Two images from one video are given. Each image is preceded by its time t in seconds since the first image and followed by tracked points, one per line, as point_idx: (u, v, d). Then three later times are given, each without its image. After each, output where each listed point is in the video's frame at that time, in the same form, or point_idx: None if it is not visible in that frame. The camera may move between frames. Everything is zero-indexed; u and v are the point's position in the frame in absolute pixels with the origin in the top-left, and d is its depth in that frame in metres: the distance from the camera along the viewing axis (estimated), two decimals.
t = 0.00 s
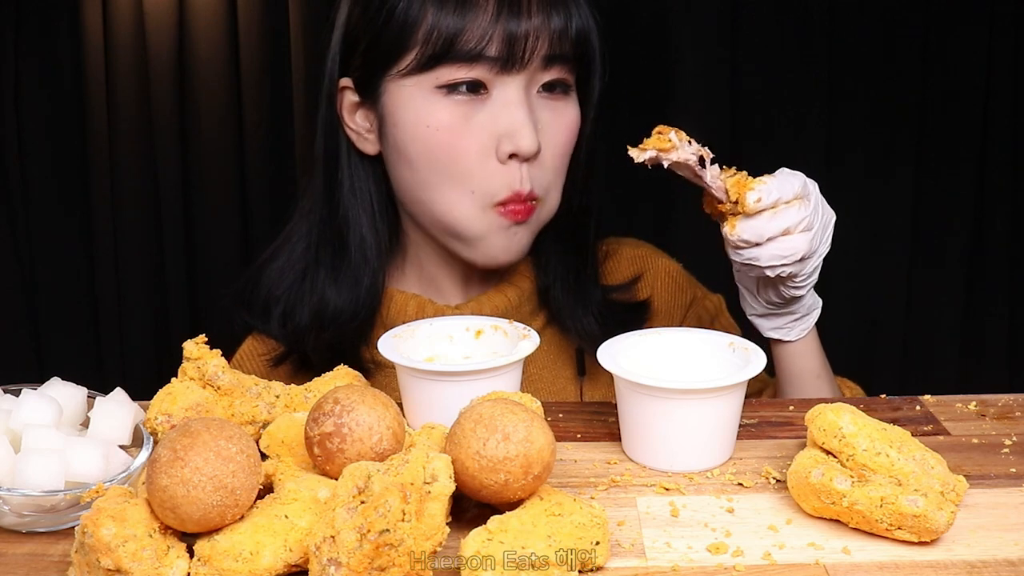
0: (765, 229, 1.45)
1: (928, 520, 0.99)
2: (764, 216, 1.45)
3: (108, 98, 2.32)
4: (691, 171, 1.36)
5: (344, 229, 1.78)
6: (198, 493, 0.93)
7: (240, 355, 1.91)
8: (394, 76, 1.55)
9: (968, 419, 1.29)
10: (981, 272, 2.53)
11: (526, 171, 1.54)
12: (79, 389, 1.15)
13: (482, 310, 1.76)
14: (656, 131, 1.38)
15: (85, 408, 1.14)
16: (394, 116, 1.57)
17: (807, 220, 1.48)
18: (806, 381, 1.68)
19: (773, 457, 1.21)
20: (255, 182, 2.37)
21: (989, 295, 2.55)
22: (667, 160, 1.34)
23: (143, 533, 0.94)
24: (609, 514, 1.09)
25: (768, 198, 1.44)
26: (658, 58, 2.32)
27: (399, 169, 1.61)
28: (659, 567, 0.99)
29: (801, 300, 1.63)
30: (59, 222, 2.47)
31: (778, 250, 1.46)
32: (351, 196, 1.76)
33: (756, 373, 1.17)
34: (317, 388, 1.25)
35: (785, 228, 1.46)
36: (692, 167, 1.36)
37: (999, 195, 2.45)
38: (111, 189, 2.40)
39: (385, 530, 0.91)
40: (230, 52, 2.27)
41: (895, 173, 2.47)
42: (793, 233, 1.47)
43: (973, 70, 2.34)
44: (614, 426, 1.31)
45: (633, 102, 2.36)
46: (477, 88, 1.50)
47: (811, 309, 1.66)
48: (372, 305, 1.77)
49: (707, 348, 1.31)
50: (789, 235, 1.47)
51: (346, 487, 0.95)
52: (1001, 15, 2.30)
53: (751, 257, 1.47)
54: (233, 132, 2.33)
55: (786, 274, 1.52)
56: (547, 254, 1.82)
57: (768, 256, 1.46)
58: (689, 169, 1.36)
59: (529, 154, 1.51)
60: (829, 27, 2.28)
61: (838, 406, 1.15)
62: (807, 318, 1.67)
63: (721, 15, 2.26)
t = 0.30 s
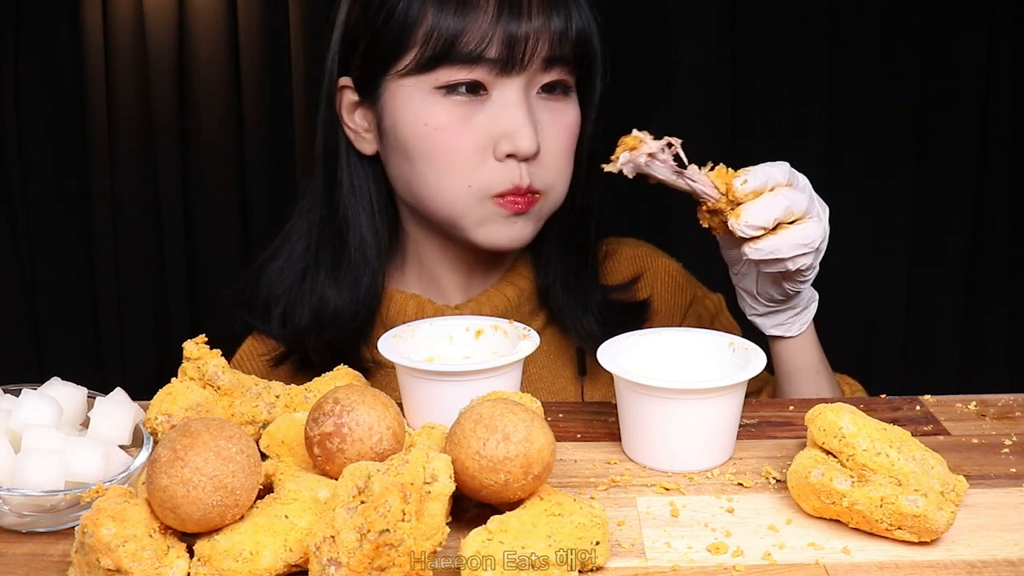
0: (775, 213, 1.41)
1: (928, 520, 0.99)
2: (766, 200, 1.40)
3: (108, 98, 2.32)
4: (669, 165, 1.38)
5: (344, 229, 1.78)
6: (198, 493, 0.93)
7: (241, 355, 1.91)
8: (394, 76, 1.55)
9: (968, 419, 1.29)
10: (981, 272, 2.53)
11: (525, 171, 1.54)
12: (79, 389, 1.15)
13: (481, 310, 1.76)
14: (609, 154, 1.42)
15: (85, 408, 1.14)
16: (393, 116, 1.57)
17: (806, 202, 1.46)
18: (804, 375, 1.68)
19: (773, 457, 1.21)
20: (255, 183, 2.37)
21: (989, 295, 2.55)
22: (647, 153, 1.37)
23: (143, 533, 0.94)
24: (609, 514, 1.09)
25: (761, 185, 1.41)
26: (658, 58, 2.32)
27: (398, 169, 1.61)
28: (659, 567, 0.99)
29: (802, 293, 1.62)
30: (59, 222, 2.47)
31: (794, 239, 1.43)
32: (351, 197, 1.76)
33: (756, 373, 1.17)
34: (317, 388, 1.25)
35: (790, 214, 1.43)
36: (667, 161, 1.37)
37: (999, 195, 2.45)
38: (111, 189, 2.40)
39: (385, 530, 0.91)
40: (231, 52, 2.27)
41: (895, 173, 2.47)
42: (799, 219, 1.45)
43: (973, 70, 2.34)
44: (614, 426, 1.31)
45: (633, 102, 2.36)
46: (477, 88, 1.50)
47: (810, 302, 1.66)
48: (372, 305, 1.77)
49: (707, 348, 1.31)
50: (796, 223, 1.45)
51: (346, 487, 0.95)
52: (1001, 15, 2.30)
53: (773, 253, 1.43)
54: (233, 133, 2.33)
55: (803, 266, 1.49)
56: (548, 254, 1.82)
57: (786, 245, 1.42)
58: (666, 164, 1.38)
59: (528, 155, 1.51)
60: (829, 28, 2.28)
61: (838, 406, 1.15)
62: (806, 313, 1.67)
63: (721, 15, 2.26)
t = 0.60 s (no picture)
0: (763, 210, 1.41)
1: (928, 520, 0.99)
2: (747, 199, 1.40)
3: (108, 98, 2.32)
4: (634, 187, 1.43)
5: (342, 229, 1.78)
6: (197, 493, 0.93)
7: (239, 355, 1.92)
8: (392, 75, 1.55)
9: (968, 419, 1.29)
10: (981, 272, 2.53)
11: (523, 170, 1.54)
12: (79, 389, 1.15)
13: (480, 310, 1.76)
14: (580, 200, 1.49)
15: (85, 408, 1.14)
16: (391, 115, 1.57)
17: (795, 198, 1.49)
18: (800, 376, 1.68)
19: (773, 457, 1.21)
20: (255, 183, 2.37)
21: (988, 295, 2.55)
22: (603, 177, 1.44)
23: (143, 533, 0.94)
24: (609, 514, 1.09)
25: (737, 186, 1.42)
26: (658, 58, 2.32)
27: (396, 168, 1.61)
28: (659, 567, 0.99)
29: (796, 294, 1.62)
30: (59, 222, 2.47)
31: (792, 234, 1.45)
32: (349, 197, 1.76)
33: (756, 373, 1.17)
34: (317, 388, 1.25)
35: (781, 208, 1.43)
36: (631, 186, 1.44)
37: (998, 195, 2.45)
38: (111, 189, 2.40)
39: (385, 530, 0.91)
40: (231, 52, 2.27)
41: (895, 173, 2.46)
42: (789, 215, 1.47)
43: (973, 70, 2.35)
44: (614, 427, 1.31)
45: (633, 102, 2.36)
46: (476, 87, 1.50)
47: (804, 302, 1.66)
48: (370, 305, 1.77)
49: (707, 348, 1.31)
50: (786, 219, 1.47)
51: (346, 487, 0.95)
52: (1001, 15, 2.31)
53: (771, 252, 1.44)
54: (233, 133, 2.33)
55: (801, 265, 1.51)
56: (547, 254, 1.82)
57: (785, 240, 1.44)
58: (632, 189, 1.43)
59: (526, 154, 1.51)
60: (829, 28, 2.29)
61: (838, 406, 1.15)
62: (802, 313, 1.66)
63: (721, 15, 2.26)
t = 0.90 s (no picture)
0: (732, 229, 1.39)
1: (928, 520, 0.99)
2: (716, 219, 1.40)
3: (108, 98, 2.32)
4: (606, 210, 1.43)
5: (341, 228, 1.78)
6: (198, 493, 0.93)
7: (239, 356, 1.91)
8: (389, 73, 1.55)
9: (968, 419, 1.29)
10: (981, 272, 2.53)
11: (522, 165, 1.54)
12: (79, 389, 1.15)
13: (480, 310, 1.76)
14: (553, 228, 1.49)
15: (84, 408, 1.14)
16: (389, 113, 1.57)
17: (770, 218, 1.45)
18: (788, 390, 1.72)
19: (773, 457, 1.21)
20: (255, 183, 2.37)
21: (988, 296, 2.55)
22: (573, 203, 1.44)
23: (144, 533, 0.94)
24: (609, 514, 1.09)
25: (708, 209, 1.41)
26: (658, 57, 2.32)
27: (395, 166, 1.61)
28: (659, 567, 0.99)
29: (784, 309, 1.61)
30: (59, 222, 2.47)
31: (763, 255, 1.41)
32: (348, 196, 1.77)
33: (756, 373, 1.17)
34: (317, 388, 1.25)
35: (752, 228, 1.41)
36: (603, 209, 1.44)
37: (998, 195, 2.46)
38: (111, 189, 2.40)
39: (386, 530, 0.91)
40: (231, 52, 2.27)
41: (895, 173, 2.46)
42: (765, 235, 1.44)
43: (972, 71, 2.35)
44: (614, 426, 1.31)
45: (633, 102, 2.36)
46: (473, 84, 1.50)
47: (794, 318, 1.65)
48: (369, 304, 1.77)
49: (707, 348, 1.31)
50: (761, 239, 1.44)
51: (346, 487, 0.95)
52: (1001, 17, 2.31)
53: (745, 270, 1.40)
54: (234, 133, 2.33)
55: (774, 283, 1.48)
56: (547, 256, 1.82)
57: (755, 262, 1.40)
58: (605, 211, 1.43)
59: (525, 149, 1.51)
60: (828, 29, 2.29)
61: (838, 406, 1.15)
62: (792, 329, 1.66)
63: (721, 15, 2.26)
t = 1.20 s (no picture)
0: (708, 231, 1.38)
1: (928, 520, 0.99)
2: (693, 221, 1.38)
3: (109, 97, 2.32)
4: (589, 214, 1.41)
5: (341, 230, 1.78)
6: (198, 493, 0.93)
7: (238, 355, 1.91)
8: (389, 73, 1.55)
9: (968, 419, 1.29)
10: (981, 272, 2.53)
11: (523, 164, 1.54)
12: (79, 389, 1.15)
13: (479, 310, 1.75)
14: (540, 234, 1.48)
15: (84, 408, 1.14)
16: (390, 113, 1.57)
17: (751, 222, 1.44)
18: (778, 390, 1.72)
19: (773, 457, 1.21)
20: (255, 183, 2.37)
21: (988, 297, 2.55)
22: (557, 207, 1.43)
23: (144, 533, 0.94)
24: (609, 514, 1.09)
25: (685, 212, 1.40)
26: (659, 57, 2.32)
27: (396, 167, 1.61)
28: (659, 567, 0.99)
29: (772, 315, 1.60)
30: (59, 222, 2.47)
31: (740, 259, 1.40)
32: (348, 198, 1.77)
33: (756, 373, 1.17)
34: (317, 388, 1.25)
35: (729, 231, 1.40)
36: (587, 213, 1.42)
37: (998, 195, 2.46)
38: (111, 189, 2.40)
39: (385, 530, 0.91)
40: (231, 52, 2.27)
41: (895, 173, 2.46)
42: (744, 239, 1.42)
43: (972, 71, 2.35)
44: (614, 427, 1.31)
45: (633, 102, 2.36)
46: (473, 83, 1.50)
47: (784, 324, 1.64)
48: (369, 306, 1.76)
49: (707, 348, 1.30)
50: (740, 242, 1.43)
51: (346, 487, 0.95)
52: (1001, 17, 2.31)
53: (720, 272, 1.39)
54: (234, 132, 2.33)
55: (751, 286, 1.47)
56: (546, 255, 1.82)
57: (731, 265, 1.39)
58: (588, 216, 1.42)
59: (526, 148, 1.51)
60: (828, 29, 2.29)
61: (838, 406, 1.15)
62: (782, 334, 1.64)
63: (721, 15, 2.26)
